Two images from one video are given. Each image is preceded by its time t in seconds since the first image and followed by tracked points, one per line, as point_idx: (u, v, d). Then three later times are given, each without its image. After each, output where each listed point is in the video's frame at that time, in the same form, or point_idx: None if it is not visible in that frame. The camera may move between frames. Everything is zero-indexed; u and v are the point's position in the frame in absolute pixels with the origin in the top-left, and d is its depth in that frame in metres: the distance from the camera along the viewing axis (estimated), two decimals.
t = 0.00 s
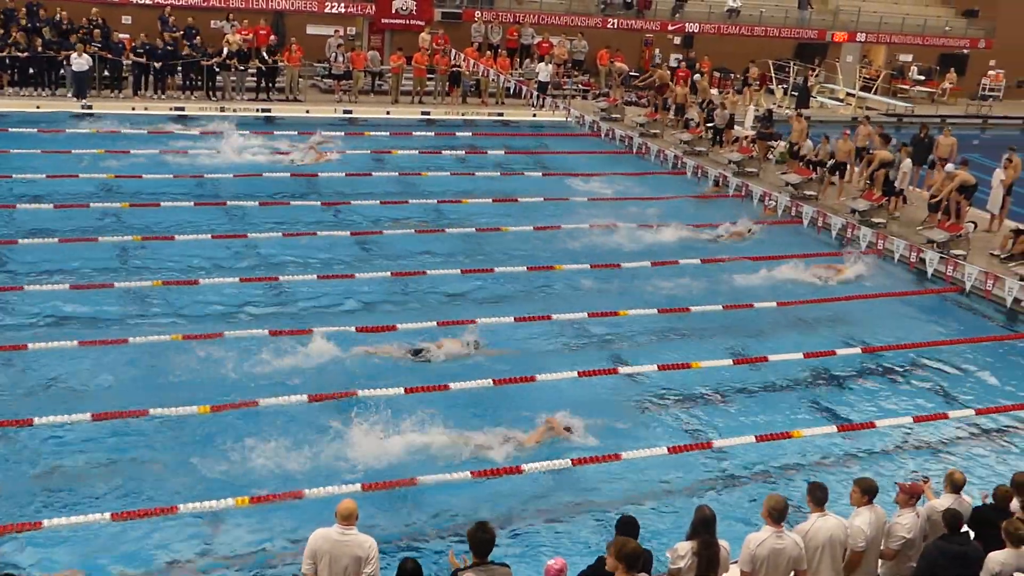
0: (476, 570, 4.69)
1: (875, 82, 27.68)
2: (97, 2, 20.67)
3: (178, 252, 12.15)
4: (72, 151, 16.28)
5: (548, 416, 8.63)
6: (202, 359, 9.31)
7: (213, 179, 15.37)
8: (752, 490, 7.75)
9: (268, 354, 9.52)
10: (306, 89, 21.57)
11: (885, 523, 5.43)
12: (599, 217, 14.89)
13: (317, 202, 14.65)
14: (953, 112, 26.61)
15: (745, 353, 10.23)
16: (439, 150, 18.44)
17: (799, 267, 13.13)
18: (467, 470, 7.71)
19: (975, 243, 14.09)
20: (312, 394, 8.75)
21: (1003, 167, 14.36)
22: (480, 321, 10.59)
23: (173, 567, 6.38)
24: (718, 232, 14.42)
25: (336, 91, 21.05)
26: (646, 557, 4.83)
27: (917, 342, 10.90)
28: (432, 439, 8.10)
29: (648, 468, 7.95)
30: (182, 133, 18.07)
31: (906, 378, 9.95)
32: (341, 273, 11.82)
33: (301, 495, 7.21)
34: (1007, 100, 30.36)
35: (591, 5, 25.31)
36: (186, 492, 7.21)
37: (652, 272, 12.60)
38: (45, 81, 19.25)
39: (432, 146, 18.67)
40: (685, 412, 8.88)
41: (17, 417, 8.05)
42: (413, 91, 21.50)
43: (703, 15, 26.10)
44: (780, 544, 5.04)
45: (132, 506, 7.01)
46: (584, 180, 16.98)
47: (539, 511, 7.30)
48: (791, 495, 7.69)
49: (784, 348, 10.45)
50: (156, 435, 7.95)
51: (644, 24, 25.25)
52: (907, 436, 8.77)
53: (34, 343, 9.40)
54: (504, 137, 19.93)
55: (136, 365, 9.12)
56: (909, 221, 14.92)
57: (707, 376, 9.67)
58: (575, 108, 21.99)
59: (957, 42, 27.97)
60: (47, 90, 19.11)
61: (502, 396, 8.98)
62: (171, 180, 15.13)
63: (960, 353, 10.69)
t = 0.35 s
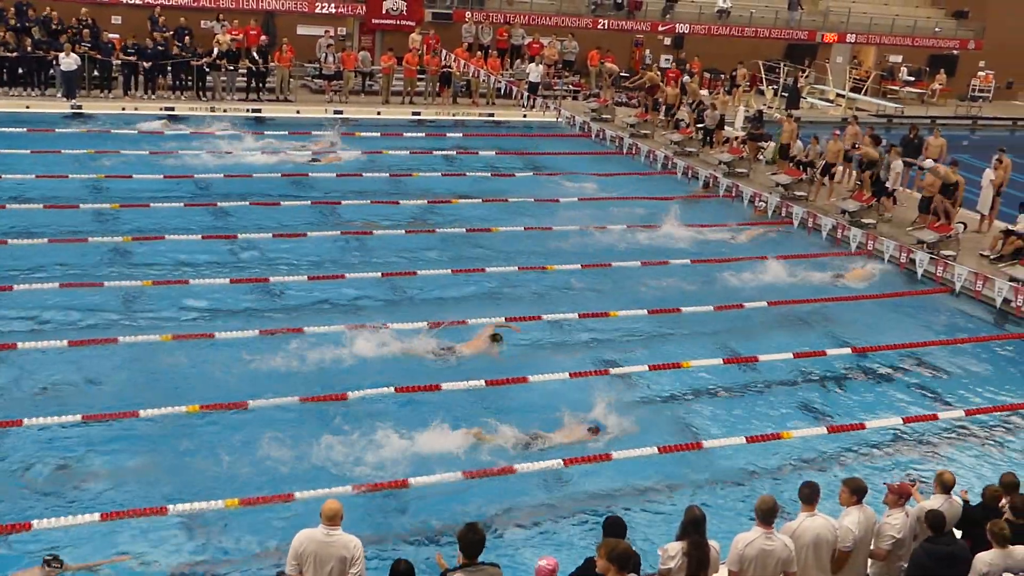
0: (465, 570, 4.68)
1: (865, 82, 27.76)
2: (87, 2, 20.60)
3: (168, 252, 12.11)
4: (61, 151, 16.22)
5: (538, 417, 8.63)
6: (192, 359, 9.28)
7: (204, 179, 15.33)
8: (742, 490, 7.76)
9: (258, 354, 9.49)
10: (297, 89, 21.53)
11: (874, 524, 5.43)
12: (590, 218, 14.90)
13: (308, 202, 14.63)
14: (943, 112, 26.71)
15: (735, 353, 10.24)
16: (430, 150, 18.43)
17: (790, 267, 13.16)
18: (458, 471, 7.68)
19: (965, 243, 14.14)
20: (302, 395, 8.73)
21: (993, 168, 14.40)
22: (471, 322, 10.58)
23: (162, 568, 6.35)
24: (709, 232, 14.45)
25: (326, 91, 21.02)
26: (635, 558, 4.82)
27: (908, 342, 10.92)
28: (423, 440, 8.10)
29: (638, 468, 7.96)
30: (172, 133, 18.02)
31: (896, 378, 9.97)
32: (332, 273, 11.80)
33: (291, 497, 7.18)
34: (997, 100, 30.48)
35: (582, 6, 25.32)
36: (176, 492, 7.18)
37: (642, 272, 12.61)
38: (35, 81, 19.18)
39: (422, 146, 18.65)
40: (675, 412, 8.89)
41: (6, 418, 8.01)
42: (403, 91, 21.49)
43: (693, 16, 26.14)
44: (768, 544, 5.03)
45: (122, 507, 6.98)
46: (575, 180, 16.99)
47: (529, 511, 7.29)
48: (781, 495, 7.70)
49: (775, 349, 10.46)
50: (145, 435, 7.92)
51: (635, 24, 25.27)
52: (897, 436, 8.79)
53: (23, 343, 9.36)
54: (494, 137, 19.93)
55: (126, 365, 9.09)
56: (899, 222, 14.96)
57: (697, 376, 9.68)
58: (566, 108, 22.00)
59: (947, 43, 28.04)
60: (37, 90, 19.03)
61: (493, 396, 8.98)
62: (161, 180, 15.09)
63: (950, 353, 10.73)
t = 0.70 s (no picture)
0: (457, 570, 4.66)
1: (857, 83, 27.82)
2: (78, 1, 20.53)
3: (160, 252, 12.07)
4: (53, 151, 16.16)
5: (532, 417, 8.62)
6: (184, 359, 9.24)
7: (195, 179, 15.28)
8: (735, 490, 7.75)
9: (250, 355, 9.46)
10: (289, 89, 21.49)
11: (866, 525, 5.43)
12: (583, 218, 14.90)
13: (300, 202, 14.60)
14: (934, 113, 26.79)
15: (728, 353, 10.24)
16: (423, 150, 18.41)
17: (783, 268, 13.16)
18: (452, 474, 7.64)
19: (957, 244, 14.17)
20: (294, 396, 8.69)
21: (985, 168, 14.43)
22: (464, 322, 10.56)
23: (153, 568, 6.31)
24: (701, 232, 14.46)
25: (318, 91, 20.98)
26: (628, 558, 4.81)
27: (900, 342, 10.94)
28: (416, 442, 8.07)
29: (632, 469, 7.94)
30: (165, 133, 17.97)
31: (889, 378, 9.98)
32: (324, 273, 11.77)
33: (284, 498, 7.15)
34: (988, 100, 30.58)
35: (575, 6, 25.34)
36: (168, 493, 7.14)
37: (635, 272, 12.60)
38: (26, 81, 19.11)
39: (415, 147, 18.63)
40: (668, 413, 8.88)
41: None
42: (396, 91, 21.47)
43: (686, 16, 26.17)
44: (759, 544, 5.03)
45: (113, 508, 6.94)
46: (568, 180, 16.99)
47: (522, 512, 7.27)
48: (774, 495, 7.69)
49: (768, 349, 10.47)
50: (137, 435, 7.88)
51: (627, 24, 25.29)
52: (889, 436, 8.80)
53: (15, 343, 9.31)
54: (487, 137, 19.92)
55: (118, 365, 9.05)
56: (891, 222, 14.98)
57: (691, 376, 9.67)
58: (558, 109, 21.99)
59: (938, 44, 28.14)
60: (29, 90, 18.96)
61: (486, 396, 8.96)
62: (153, 180, 15.04)
63: (942, 354, 10.74)
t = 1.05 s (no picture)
0: (451, 570, 4.65)
1: (851, 83, 27.87)
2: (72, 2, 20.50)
3: (155, 252, 12.06)
4: (47, 151, 16.13)
5: (527, 417, 8.62)
6: (179, 359, 9.24)
7: (190, 179, 15.26)
8: (731, 490, 7.76)
9: (245, 355, 9.46)
10: (284, 89, 21.48)
11: (862, 525, 5.43)
12: (578, 218, 14.91)
13: (295, 202, 14.59)
14: (928, 113, 26.84)
15: (723, 354, 10.25)
16: (417, 150, 18.39)
17: (777, 268, 13.18)
18: (448, 474, 7.63)
19: (951, 244, 14.20)
20: (289, 396, 8.69)
21: (979, 169, 14.43)
22: (459, 322, 10.57)
23: (147, 568, 6.30)
24: (695, 232, 14.48)
25: (313, 91, 20.96)
26: (622, 559, 4.80)
27: (895, 343, 10.96)
28: (411, 442, 8.07)
29: (627, 469, 7.94)
30: (160, 133, 17.95)
31: (884, 379, 10.01)
32: (318, 273, 11.77)
33: (279, 499, 7.14)
34: (982, 100, 30.65)
35: (570, 7, 25.35)
36: (163, 494, 7.13)
37: (630, 272, 12.61)
38: (21, 81, 19.08)
39: (410, 147, 18.63)
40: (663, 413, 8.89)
41: None
42: (390, 91, 21.46)
43: (680, 16, 26.19)
44: (752, 542, 5.04)
45: (108, 509, 6.93)
46: (563, 180, 17.00)
47: (518, 513, 7.27)
48: (769, 495, 7.71)
49: (762, 349, 10.49)
50: (131, 436, 7.88)
51: (622, 24, 25.28)
52: (884, 436, 8.82)
53: (9, 343, 9.29)
54: (482, 137, 19.92)
55: (112, 365, 9.05)
56: (887, 223, 15.00)
57: (686, 377, 9.69)
58: (553, 109, 21.99)
59: (933, 44, 28.17)
60: (23, 90, 18.91)
61: (481, 396, 8.96)
62: (147, 180, 15.02)
63: (937, 354, 10.77)
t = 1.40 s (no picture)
0: (446, 570, 4.65)
1: (847, 83, 27.89)
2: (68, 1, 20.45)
3: (150, 252, 12.04)
4: (43, 151, 16.09)
5: (524, 418, 8.61)
6: (174, 359, 9.22)
7: (185, 179, 15.24)
8: (727, 491, 7.76)
9: (241, 355, 9.44)
10: (280, 88, 21.46)
11: (859, 526, 5.43)
12: (574, 218, 14.92)
13: (291, 202, 14.57)
14: (924, 113, 26.89)
15: (719, 354, 10.25)
16: (413, 150, 18.37)
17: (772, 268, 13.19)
18: (445, 475, 7.63)
19: (947, 245, 14.22)
20: (285, 396, 8.68)
21: (974, 169, 14.43)
22: (454, 322, 10.56)
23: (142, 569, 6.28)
24: (691, 233, 14.48)
25: (309, 91, 20.95)
26: (618, 558, 4.81)
27: (891, 343, 10.98)
28: (408, 443, 8.06)
29: (623, 470, 7.93)
30: (156, 133, 17.93)
31: (879, 379, 10.02)
32: (314, 273, 11.75)
33: (276, 499, 7.13)
34: (978, 101, 30.71)
35: (565, 7, 25.36)
36: (158, 494, 7.11)
37: (626, 272, 12.62)
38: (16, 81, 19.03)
39: (406, 147, 18.62)
40: (659, 413, 8.88)
41: None
42: (387, 91, 21.46)
43: (676, 17, 26.21)
44: (748, 540, 5.05)
45: (104, 510, 6.91)
46: (559, 180, 17.00)
47: (514, 514, 7.26)
48: (766, 496, 7.71)
49: (758, 349, 10.49)
50: (127, 436, 7.85)
51: (618, 24, 25.28)
52: (880, 436, 8.82)
53: (4, 343, 9.28)
54: (478, 137, 19.92)
55: (108, 365, 9.03)
56: (883, 223, 15.01)
57: (682, 377, 9.69)
58: (549, 109, 21.99)
59: (928, 45, 28.20)
60: (18, 90, 18.87)
61: (478, 396, 8.95)
62: (143, 180, 15.00)
63: (933, 355, 10.78)
